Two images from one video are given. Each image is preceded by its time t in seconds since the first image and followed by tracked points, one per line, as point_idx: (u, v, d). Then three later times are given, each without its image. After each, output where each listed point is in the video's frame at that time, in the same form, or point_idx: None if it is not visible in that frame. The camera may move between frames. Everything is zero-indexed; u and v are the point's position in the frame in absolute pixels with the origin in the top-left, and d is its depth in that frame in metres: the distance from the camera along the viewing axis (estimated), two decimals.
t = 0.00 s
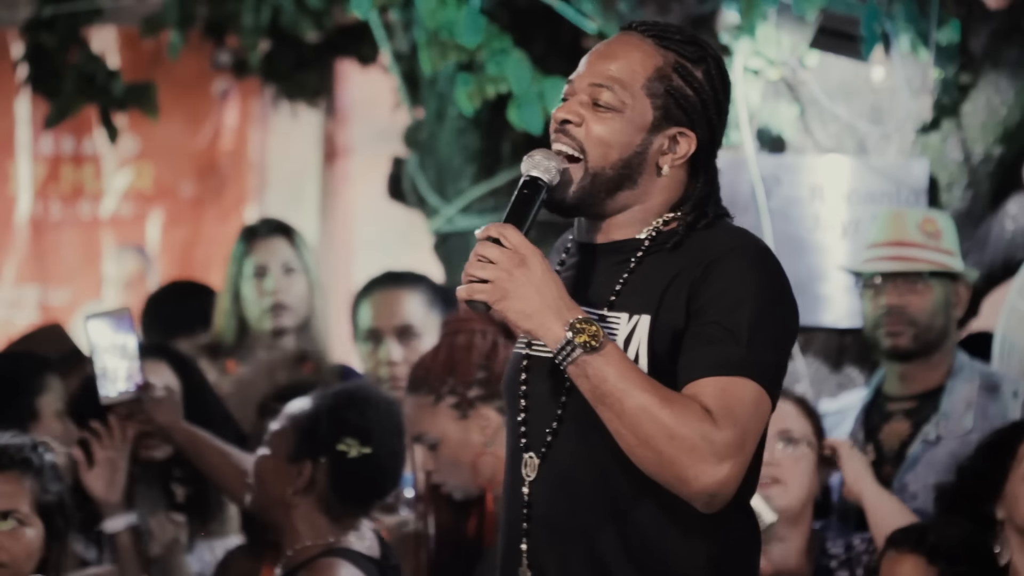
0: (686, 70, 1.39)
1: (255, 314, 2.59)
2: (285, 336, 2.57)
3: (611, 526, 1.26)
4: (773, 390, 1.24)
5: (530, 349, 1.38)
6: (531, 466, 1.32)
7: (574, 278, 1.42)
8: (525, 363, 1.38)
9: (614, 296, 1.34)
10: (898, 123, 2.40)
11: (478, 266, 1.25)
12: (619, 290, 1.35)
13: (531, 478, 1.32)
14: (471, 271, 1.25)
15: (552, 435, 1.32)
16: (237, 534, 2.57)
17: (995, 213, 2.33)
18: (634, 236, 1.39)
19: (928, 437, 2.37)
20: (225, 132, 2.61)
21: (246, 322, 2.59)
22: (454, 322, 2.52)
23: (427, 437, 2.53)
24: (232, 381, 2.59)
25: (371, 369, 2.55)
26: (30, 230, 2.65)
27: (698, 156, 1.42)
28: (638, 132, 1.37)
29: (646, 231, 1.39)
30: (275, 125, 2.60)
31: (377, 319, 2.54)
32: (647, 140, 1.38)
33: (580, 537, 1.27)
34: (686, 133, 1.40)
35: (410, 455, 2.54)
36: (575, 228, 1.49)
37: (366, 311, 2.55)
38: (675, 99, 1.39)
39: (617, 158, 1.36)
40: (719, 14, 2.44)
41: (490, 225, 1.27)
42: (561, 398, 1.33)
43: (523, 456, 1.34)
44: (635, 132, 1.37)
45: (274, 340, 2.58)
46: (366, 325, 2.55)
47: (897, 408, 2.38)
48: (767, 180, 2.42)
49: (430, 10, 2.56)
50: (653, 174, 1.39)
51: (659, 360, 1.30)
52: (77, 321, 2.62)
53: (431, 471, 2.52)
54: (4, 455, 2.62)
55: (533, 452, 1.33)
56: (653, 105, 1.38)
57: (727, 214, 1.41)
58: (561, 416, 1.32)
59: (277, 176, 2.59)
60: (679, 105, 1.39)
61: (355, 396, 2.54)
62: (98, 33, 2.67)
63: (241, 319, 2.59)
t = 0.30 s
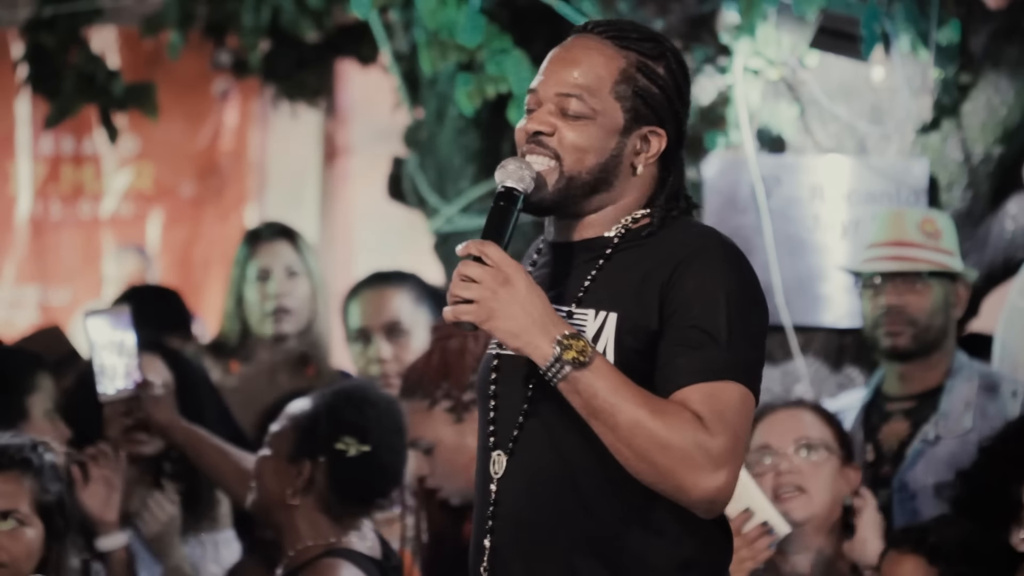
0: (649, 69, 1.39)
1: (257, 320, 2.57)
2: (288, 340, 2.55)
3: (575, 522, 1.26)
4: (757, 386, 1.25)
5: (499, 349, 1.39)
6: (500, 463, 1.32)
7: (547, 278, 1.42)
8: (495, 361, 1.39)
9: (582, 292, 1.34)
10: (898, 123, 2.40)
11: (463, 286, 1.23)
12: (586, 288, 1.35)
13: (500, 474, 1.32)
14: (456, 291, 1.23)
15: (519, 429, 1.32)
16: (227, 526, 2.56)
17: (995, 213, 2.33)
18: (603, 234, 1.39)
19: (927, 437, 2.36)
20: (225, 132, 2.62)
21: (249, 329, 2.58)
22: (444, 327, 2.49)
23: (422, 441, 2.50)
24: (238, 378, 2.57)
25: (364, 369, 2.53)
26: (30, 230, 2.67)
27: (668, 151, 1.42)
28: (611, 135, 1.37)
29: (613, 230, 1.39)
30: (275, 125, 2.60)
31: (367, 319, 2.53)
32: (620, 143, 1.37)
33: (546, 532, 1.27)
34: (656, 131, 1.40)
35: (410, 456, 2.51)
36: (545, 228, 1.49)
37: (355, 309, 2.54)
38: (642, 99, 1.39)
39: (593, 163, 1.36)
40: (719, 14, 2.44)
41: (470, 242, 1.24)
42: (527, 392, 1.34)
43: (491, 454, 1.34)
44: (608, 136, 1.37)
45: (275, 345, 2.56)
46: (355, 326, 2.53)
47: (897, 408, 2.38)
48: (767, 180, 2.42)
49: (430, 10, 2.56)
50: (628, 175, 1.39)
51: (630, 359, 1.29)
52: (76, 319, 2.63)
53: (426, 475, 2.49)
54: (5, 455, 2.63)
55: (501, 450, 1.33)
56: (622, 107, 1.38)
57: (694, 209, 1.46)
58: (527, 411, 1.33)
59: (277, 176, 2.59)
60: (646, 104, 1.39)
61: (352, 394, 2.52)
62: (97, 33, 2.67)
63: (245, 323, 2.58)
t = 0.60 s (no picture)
0: (625, 78, 1.41)
1: (264, 313, 2.57)
2: (292, 336, 2.55)
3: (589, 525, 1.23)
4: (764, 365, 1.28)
5: (476, 352, 1.34)
6: (503, 471, 1.28)
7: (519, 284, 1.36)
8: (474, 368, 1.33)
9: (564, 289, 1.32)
10: (898, 123, 2.40)
11: (490, 287, 1.16)
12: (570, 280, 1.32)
13: (505, 483, 1.28)
14: (482, 292, 1.17)
15: (519, 434, 1.28)
16: (219, 519, 2.56)
17: (995, 213, 2.34)
18: (578, 235, 1.37)
19: (927, 437, 2.36)
20: (225, 132, 2.62)
21: (255, 321, 2.57)
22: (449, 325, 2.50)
23: (439, 433, 2.49)
24: (245, 375, 2.56)
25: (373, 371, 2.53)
26: (30, 229, 2.67)
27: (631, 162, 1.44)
28: (596, 139, 1.36)
29: (588, 228, 1.37)
30: (275, 125, 2.60)
31: (374, 317, 2.53)
32: (602, 147, 1.37)
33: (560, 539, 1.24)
34: (628, 140, 1.41)
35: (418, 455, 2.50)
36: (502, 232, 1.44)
37: (364, 308, 2.54)
38: (621, 105, 1.40)
39: (580, 166, 1.34)
40: (719, 14, 2.44)
41: (488, 243, 1.18)
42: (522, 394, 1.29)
43: (492, 463, 1.30)
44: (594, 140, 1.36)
45: (282, 338, 2.55)
46: (362, 323, 2.53)
47: (897, 408, 2.38)
48: (767, 180, 2.42)
49: (430, 10, 2.56)
50: (603, 180, 1.39)
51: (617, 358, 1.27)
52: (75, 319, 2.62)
53: (441, 467, 2.48)
54: (5, 454, 2.63)
55: (502, 458, 1.29)
56: (606, 112, 1.38)
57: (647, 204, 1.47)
58: (525, 414, 1.28)
59: (277, 176, 2.59)
60: (624, 112, 1.40)
61: (358, 396, 2.52)
62: (98, 33, 2.67)
63: (250, 318, 2.57)
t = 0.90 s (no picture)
0: (585, 69, 1.48)
1: (269, 318, 2.56)
2: (300, 339, 2.55)
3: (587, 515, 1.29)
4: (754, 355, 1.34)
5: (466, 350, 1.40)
6: (500, 465, 1.34)
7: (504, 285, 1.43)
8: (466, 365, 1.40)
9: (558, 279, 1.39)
10: (898, 123, 2.40)
11: (492, 282, 1.20)
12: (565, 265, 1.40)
13: (502, 476, 1.34)
14: (485, 288, 1.20)
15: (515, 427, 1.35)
16: (207, 512, 2.55)
17: (994, 213, 2.34)
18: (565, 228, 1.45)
19: (927, 437, 2.36)
20: (225, 132, 2.62)
21: (261, 325, 2.56)
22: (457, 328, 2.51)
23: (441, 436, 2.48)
24: (251, 379, 2.55)
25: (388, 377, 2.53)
26: (30, 229, 2.67)
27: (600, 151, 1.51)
28: (569, 133, 1.42)
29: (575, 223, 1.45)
30: (275, 125, 2.60)
31: (390, 317, 2.53)
32: (575, 140, 1.44)
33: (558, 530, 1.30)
34: (595, 129, 1.49)
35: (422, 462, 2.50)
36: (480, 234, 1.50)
37: (378, 306, 2.54)
38: (587, 98, 1.47)
39: (560, 160, 1.40)
40: (719, 14, 2.44)
41: (487, 241, 1.22)
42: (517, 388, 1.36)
43: (488, 458, 1.36)
44: (568, 133, 1.42)
45: (288, 342, 2.55)
46: (378, 319, 2.54)
47: (897, 408, 2.38)
48: (767, 180, 2.42)
49: (430, 10, 2.55)
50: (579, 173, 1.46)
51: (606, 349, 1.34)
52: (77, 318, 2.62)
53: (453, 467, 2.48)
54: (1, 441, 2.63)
55: (498, 452, 1.35)
56: (574, 105, 1.45)
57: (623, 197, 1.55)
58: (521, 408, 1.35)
59: (277, 176, 2.59)
60: (589, 103, 1.48)
61: (367, 404, 2.52)
62: (97, 33, 2.67)
63: (257, 320, 2.56)
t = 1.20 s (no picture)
0: (589, 68, 1.49)
1: (275, 314, 2.55)
2: (304, 337, 2.54)
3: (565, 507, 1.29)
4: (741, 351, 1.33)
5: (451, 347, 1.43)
6: (479, 456, 1.36)
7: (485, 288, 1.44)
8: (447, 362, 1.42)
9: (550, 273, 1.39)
10: (898, 123, 2.39)
11: (477, 247, 1.22)
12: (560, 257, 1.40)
13: (480, 467, 1.35)
14: (470, 252, 1.23)
15: (496, 419, 1.36)
16: (204, 511, 2.56)
17: (995, 213, 2.34)
18: (560, 223, 1.45)
19: (928, 437, 2.35)
20: (225, 132, 2.62)
21: (266, 322, 2.56)
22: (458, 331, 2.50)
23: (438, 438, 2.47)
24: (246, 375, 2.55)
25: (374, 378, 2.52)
26: (30, 230, 2.67)
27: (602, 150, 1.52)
28: (566, 125, 1.43)
29: (570, 218, 1.45)
30: (275, 125, 2.60)
31: (389, 330, 2.52)
32: (573, 133, 1.44)
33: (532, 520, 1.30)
34: (597, 127, 1.49)
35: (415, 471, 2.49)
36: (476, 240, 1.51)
37: (377, 318, 2.53)
38: (588, 95, 1.48)
39: (555, 149, 1.41)
40: (719, 14, 2.44)
41: (473, 210, 1.24)
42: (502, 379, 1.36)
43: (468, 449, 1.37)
44: (565, 124, 1.43)
45: (291, 340, 2.54)
46: (376, 335, 2.52)
47: (898, 408, 2.38)
48: (767, 180, 2.42)
49: (430, 10, 2.55)
50: (577, 168, 1.46)
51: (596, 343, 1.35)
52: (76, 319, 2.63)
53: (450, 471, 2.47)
54: None
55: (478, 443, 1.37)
56: (574, 99, 1.45)
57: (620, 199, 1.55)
58: (503, 399, 1.36)
59: (277, 176, 2.59)
60: (591, 100, 1.48)
61: (365, 406, 2.50)
62: (98, 33, 2.67)
63: (260, 318, 2.56)
